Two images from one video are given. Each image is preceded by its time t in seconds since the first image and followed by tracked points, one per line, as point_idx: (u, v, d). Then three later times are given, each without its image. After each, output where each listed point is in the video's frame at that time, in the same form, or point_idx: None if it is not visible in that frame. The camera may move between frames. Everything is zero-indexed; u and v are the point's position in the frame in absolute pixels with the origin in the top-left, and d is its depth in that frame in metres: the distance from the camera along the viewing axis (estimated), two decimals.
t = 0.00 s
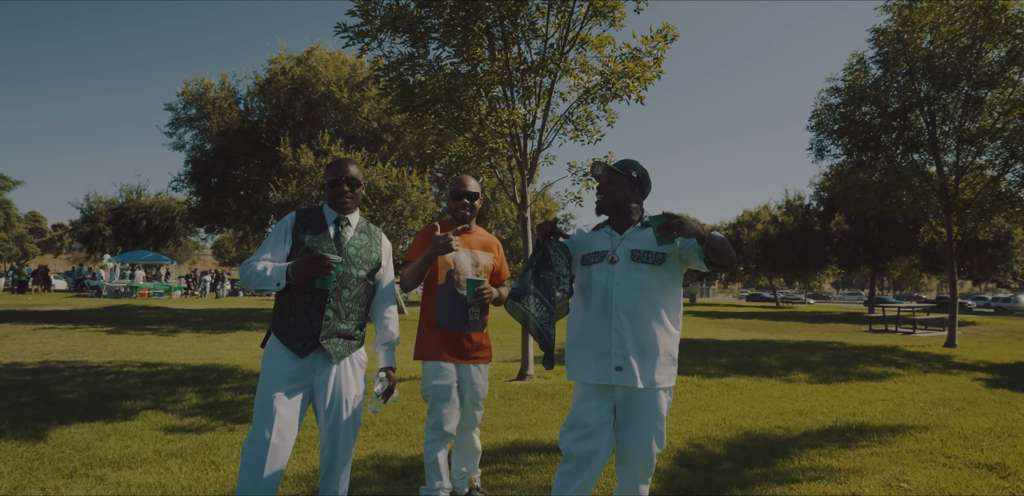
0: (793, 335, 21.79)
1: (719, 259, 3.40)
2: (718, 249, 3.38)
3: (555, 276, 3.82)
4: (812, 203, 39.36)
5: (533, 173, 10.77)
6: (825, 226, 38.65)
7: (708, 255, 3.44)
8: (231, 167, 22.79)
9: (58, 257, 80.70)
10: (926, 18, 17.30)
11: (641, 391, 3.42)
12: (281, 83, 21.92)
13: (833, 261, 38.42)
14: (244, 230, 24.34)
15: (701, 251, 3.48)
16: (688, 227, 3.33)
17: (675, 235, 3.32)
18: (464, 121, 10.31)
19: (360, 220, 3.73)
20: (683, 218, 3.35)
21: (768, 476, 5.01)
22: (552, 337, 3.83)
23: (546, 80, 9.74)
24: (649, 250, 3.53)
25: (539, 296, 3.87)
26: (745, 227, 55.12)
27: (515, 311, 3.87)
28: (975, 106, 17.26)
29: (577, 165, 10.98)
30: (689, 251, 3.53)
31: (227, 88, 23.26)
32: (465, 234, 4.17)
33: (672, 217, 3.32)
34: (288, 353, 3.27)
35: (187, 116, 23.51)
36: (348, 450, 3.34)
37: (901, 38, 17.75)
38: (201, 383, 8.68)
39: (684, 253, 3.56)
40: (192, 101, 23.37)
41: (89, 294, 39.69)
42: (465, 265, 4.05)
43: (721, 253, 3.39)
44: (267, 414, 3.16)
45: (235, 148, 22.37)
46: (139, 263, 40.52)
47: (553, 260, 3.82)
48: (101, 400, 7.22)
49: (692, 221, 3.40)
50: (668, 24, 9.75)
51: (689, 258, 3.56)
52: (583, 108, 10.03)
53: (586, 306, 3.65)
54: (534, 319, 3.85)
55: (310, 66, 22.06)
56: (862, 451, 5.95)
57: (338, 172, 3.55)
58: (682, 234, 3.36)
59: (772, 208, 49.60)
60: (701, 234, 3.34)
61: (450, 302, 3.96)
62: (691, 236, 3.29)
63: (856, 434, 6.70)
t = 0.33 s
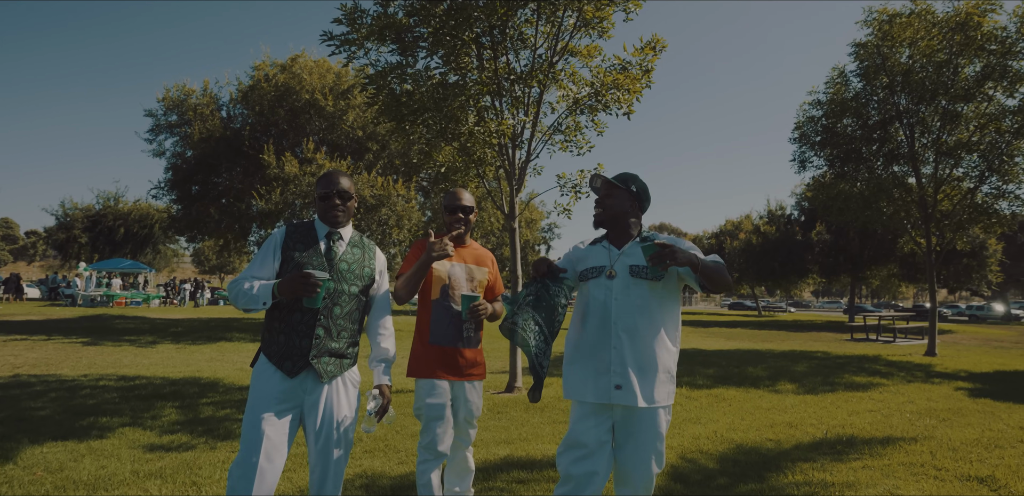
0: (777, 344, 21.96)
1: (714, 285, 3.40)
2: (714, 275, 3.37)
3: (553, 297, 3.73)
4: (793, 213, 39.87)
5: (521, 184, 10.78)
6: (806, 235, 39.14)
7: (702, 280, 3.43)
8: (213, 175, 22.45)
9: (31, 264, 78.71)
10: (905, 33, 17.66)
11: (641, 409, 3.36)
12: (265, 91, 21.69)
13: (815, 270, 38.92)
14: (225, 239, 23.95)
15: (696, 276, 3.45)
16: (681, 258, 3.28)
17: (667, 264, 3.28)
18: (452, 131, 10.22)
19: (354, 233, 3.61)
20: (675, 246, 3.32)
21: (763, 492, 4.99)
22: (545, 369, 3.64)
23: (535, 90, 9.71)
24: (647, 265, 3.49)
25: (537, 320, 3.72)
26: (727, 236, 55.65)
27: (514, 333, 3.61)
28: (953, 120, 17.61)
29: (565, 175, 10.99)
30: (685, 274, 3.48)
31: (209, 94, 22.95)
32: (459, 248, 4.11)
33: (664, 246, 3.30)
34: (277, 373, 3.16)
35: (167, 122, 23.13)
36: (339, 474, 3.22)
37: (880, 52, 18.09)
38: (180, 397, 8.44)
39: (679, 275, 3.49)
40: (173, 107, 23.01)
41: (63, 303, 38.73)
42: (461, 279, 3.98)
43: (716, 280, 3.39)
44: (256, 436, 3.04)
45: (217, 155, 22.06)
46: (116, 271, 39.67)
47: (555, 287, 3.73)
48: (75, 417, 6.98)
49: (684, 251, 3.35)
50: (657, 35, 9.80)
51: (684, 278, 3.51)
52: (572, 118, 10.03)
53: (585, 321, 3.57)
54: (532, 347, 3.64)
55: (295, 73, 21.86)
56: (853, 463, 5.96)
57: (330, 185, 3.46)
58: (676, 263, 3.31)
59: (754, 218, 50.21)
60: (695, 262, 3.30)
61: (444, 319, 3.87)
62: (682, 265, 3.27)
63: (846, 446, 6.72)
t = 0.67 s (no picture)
0: (763, 352, 22.09)
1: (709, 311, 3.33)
2: (708, 303, 3.31)
3: (560, 333, 3.64)
4: (779, 221, 40.20)
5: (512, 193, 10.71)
6: (791, 243, 39.52)
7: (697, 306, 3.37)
8: (197, 182, 22.15)
9: (8, 271, 76.98)
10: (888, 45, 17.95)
11: (645, 427, 3.31)
12: (250, 97, 21.48)
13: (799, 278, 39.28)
14: (209, 247, 23.62)
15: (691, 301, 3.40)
16: (674, 285, 3.24)
17: (662, 291, 3.25)
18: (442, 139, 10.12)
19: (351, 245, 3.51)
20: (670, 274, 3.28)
21: None
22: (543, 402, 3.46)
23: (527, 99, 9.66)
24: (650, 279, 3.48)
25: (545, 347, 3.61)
26: (713, 244, 56.06)
27: (524, 354, 3.51)
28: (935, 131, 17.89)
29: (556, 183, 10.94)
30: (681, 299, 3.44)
31: (193, 100, 22.65)
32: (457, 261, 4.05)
33: (658, 274, 3.25)
34: (270, 391, 3.07)
35: (150, 128, 22.79)
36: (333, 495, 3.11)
37: (864, 63, 18.38)
38: (163, 411, 8.23)
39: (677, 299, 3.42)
40: (157, 113, 22.68)
41: (40, 311, 37.85)
42: (459, 293, 3.90)
43: (711, 306, 3.31)
44: (246, 458, 2.93)
45: (201, 162, 21.77)
46: (97, 279, 38.91)
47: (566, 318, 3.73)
48: (53, 433, 6.75)
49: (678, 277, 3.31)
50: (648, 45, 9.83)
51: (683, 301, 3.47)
52: (563, 127, 10.01)
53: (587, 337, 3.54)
54: (542, 378, 3.56)
55: (281, 80, 21.66)
56: (848, 475, 5.95)
57: (324, 197, 3.37)
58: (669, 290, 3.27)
59: (739, 226, 50.64)
60: (689, 288, 3.27)
61: (442, 333, 3.77)
62: (676, 293, 3.23)
63: (840, 457, 6.71)
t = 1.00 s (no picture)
0: (754, 360, 22.15)
1: (710, 337, 3.26)
2: (707, 331, 3.23)
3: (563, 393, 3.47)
4: (767, 229, 40.49)
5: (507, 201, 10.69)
6: (780, 251, 39.77)
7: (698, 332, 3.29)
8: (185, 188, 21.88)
9: None
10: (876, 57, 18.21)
11: (650, 446, 3.24)
12: (240, 103, 21.31)
13: (787, 285, 39.52)
14: (196, 253, 23.31)
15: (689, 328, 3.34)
16: (674, 312, 3.16)
17: (661, 316, 3.17)
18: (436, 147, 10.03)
19: (351, 258, 3.42)
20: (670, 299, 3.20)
21: None
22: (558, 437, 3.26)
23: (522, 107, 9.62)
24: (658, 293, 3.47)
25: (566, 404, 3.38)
26: (702, 251, 56.32)
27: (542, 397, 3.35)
28: (922, 141, 18.11)
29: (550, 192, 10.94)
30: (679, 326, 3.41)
31: (181, 105, 22.42)
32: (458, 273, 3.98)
33: (656, 300, 3.18)
34: (267, 408, 2.97)
35: (137, 133, 22.51)
36: None
37: (853, 74, 18.62)
38: (149, 424, 8.04)
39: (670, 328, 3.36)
40: (144, 118, 22.40)
41: (21, 318, 37.16)
42: (461, 305, 3.83)
43: (711, 333, 3.24)
44: (242, 479, 2.82)
45: (189, 168, 21.53)
46: (79, 285, 38.23)
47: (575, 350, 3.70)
48: (34, 447, 6.55)
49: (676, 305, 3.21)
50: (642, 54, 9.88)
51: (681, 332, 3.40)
52: (559, 136, 9.98)
53: (592, 353, 3.48)
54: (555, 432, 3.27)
55: (271, 85, 21.49)
56: (847, 487, 5.93)
57: (324, 207, 3.28)
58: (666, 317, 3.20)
59: (727, 234, 50.94)
60: (687, 313, 3.19)
61: (443, 348, 3.69)
62: (674, 319, 3.16)
63: (838, 468, 6.69)
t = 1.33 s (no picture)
0: (747, 367, 22.18)
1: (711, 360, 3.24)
2: (708, 355, 3.21)
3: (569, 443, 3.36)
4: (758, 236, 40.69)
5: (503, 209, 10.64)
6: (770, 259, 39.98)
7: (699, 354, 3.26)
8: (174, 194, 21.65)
9: None
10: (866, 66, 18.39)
11: (658, 462, 3.19)
12: (231, 109, 21.17)
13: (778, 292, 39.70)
14: (186, 260, 23.04)
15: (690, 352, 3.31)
16: (675, 339, 3.12)
17: (663, 344, 3.12)
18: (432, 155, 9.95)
19: (355, 269, 3.34)
20: (673, 326, 3.16)
21: None
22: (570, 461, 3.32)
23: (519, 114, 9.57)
24: (666, 307, 3.44)
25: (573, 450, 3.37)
26: (692, 258, 56.52)
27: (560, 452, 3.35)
28: (912, 150, 18.30)
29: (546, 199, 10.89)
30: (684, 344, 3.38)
31: (171, 111, 22.21)
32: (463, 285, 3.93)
33: (658, 326, 3.13)
34: (268, 424, 2.87)
35: (126, 139, 22.27)
36: None
37: (844, 83, 18.81)
38: (138, 436, 7.86)
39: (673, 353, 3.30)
40: (133, 123, 22.17)
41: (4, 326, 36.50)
42: (466, 318, 3.78)
43: (711, 356, 3.21)
44: None
45: (179, 174, 21.31)
46: (65, 292, 37.62)
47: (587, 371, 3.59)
48: (19, 462, 6.38)
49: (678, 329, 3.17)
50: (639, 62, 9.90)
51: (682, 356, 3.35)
52: (556, 143, 9.94)
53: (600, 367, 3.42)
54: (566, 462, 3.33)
55: (263, 91, 21.34)
56: None
57: (327, 217, 3.21)
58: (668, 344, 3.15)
59: (718, 241, 51.13)
60: (690, 341, 3.15)
61: (449, 361, 3.63)
62: (676, 345, 3.12)
63: (838, 478, 6.67)
